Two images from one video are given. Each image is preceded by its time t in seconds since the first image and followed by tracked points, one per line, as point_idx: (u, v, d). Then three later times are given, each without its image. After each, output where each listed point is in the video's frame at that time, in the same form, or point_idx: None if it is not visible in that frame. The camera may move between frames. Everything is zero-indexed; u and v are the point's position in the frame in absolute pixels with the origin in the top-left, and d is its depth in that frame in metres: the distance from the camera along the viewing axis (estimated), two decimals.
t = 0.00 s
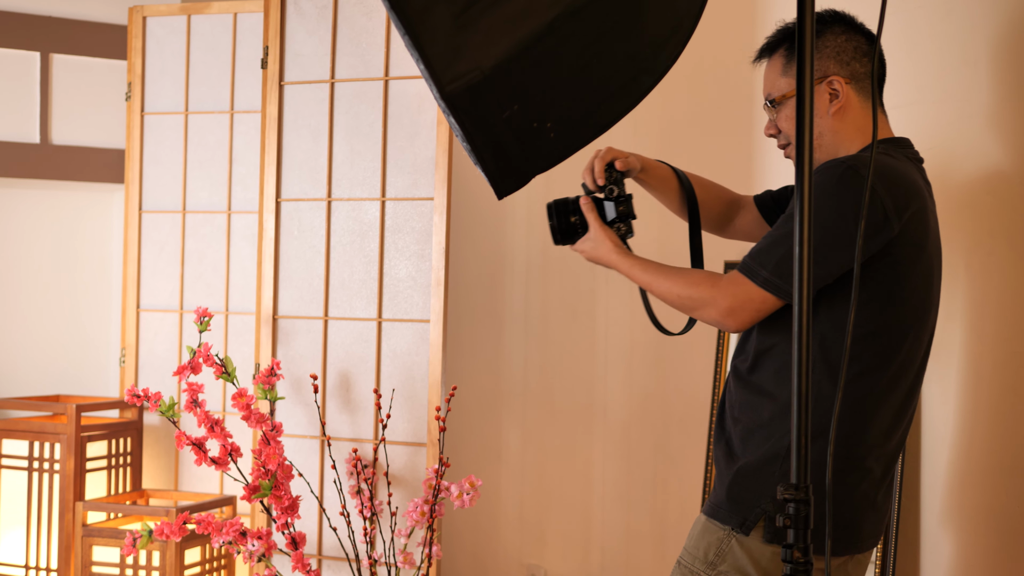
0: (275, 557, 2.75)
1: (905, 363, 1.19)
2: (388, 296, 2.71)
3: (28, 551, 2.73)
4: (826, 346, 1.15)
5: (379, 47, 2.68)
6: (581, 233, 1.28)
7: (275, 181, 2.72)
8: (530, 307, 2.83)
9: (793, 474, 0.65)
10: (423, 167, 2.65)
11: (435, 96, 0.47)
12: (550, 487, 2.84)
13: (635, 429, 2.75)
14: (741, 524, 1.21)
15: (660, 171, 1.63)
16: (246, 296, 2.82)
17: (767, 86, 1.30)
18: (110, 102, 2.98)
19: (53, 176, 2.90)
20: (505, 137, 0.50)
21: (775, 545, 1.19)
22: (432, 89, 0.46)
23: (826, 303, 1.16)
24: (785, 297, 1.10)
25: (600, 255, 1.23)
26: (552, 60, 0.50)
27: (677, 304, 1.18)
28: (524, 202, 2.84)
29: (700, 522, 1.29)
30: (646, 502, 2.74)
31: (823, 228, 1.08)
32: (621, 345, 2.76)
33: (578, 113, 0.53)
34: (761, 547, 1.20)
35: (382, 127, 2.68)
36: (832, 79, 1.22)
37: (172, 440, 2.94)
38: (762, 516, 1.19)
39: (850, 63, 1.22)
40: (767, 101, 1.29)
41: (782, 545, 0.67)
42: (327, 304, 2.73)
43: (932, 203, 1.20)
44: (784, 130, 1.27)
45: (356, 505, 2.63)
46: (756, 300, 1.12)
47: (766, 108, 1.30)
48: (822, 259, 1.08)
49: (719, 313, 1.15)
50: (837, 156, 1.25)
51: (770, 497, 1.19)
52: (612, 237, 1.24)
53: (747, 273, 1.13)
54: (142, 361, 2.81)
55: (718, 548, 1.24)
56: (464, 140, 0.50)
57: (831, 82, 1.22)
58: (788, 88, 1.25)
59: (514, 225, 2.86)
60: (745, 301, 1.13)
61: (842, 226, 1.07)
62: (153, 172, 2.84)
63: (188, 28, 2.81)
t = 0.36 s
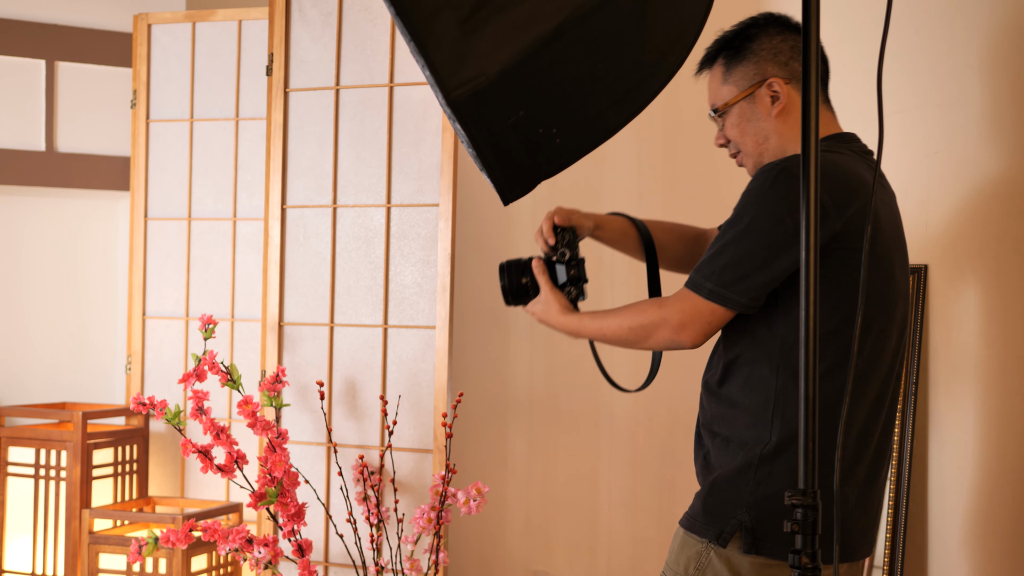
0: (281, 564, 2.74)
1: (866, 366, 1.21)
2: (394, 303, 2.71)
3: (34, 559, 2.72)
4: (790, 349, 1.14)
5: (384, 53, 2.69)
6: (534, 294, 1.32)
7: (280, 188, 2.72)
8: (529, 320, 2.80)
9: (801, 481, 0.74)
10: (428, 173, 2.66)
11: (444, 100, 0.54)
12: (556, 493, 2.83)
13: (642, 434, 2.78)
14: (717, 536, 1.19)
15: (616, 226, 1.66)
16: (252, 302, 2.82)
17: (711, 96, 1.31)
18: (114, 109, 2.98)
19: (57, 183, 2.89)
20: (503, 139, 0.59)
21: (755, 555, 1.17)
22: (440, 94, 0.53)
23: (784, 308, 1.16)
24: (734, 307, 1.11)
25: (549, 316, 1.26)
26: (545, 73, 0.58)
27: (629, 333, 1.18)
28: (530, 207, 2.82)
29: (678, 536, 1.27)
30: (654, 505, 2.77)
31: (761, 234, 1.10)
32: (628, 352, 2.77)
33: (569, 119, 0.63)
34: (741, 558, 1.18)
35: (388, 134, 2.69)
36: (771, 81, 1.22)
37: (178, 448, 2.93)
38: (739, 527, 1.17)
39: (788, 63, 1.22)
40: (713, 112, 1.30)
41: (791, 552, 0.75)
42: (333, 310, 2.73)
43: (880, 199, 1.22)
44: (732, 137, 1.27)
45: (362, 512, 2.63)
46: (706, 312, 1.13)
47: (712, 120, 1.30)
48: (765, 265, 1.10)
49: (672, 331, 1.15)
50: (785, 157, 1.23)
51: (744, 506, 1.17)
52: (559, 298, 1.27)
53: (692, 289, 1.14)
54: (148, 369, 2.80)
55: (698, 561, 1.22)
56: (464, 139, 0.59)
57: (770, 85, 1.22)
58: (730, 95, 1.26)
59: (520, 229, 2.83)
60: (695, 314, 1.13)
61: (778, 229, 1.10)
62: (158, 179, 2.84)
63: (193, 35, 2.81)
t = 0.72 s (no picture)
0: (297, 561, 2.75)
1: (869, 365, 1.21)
2: (409, 300, 2.71)
3: (51, 556, 2.73)
4: (794, 351, 1.14)
5: (399, 51, 2.69)
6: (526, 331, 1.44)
7: (295, 186, 2.73)
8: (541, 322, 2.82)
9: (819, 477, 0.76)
10: (443, 171, 2.66)
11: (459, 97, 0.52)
12: (570, 491, 2.83)
13: (657, 431, 2.78)
14: (729, 538, 1.18)
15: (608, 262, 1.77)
16: (267, 300, 2.82)
17: (685, 116, 1.32)
18: (128, 109, 2.99)
19: (73, 182, 2.90)
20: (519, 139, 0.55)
21: (765, 558, 1.17)
22: (454, 91, 0.52)
23: (783, 311, 1.16)
24: (721, 316, 1.10)
25: (541, 354, 1.37)
26: (564, 68, 0.54)
27: (620, 357, 1.19)
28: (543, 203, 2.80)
29: (688, 537, 1.26)
30: (669, 502, 2.77)
31: (740, 241, 1.11)
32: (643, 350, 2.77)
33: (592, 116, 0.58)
34: (751, 561, 1.17)
35: (402, 131, 2.69)
36: (742, 93, 1.24)
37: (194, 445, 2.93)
38: (750, 529, 1.16)
39: (755, 73, 1.25)
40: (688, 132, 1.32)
41: (808, 549, 0.77)
42: (348, 308, 2.74)
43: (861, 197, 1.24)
44: (712, 154, 1.29)
45: (378, 509, 2.64)
46: (693, 325, 1.13)
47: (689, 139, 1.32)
48: (748, 271, 1.10)
49: (663, 346, 1.15)
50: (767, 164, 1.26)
51: (755, 508, 1.16)
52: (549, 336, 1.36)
53: (678, 302, 1.13)
54: (164, 367, 2.81)
55: (707, 563, 1.21)
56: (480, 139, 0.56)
57: (741, 98, 1.24)
58: (703, 113, 1.28)
59: (534, 225, 2.81)
60: (682, 327, 1.13)
61: (757, 235, 1.10)
62: (174, 178, 2.84)
63: (207, 34, 2.82)
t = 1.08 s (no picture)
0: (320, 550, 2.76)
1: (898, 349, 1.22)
2: (430, 289, 2.71)
3: (75, 545, 2.74)
4: (823, 341, 1.15)
5: (419, 39, 2.69)
6: (541, 333, 1.45)
7: (316, 175, 2.74)
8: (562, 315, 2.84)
9: (840, 463, 0.79)
10: (464, 159, 2.66)
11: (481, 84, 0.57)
12: (592, 482, 2.83)
13: (679, 421, 2.77)
14: (767, 528, 1.18)
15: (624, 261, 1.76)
16: (289, 290, 2.83)
17: (692, 121, 1.36)
18: (150, 100, 2.99)
19: (95, 173, 2.91)
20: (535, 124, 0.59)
21: (802, 545, 1.17)
22: (475, 78, 0.56)
23: (808, 301, 1.17)
24: (736, 311, 1.13)
25: (557, 357, 1.38)
26: (580, 55, 0.59)
27: (638, 356, 1.20)
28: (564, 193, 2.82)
29: (723, 526, 1.27)
30: (690, 492, 2.77)
31: (751, 237, 1.13)
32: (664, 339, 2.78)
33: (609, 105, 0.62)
34: (788, 550, 1.18)
35: (423, 120, 2.69)
36: (746, 93, 1.28)
37: (216, 435, 2.93)
38: (789, 517, 1.17)
39: (757, 72, 1.29)
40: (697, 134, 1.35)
41: (831, 535, 0.80)
42: (369, 297, 2.74)
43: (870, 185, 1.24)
44: (721, 155, 1.33)
45: (400, 497, 2.64)
46: (708, 322, 1.15)
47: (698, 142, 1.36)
48: (762, 266, 1.13)
49: (681, 344, 1.17)
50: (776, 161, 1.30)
51: (794, 496, 1.17)
52: (565, 339, 1.37)
53: (694, 300, 1.16)
54: (186, 357, 2.83)
55: (743, 552, 1.22)
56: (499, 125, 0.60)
57: (745, 97, 1.28)
58: (710, 116, 1.32)
59: (554, 215, 2.81)
60: (698, 325, 1.16)
61: (768, 229, 1.12)
62: (195, 169, 2.85)
63: (228, 24, 2.83)
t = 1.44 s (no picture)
0: (344, 540, 2.77)
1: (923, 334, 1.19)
2: (453, 280, 2.72)
3: (101, 536, 2.76)
4: (847, 330, 1.13)
5: (441, 30, 2.69)
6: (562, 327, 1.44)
7: (339, 166, 2.75)
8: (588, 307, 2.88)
9: (865, 453, 0.80)
10: (486, 149, 2.66)
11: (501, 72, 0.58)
12: (614, 474, 2.86)
13: (701, 412, 2.78)
14: (789, 517, 1.17)
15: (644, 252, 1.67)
16: (312, 282, 2.83)
17: (711, 110, 1.32)
18: (172, 93, 2.99)
19: (119, 166, 2.92)
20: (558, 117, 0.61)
21: (825, 535, 1.16)
22: (497, 66, 0.57)
23: (831, 289, 1.15)
24: (760, 302, 1.11)
25: (578, 350, 1.35)
26: (605, 42, 0.60)
27: (661, 348, 1.18)
28: (586, 182, 2.85)
29: (745, 515, 1.26)
30: (713, 483, 2.77)
31: (774, 227, 1.11)
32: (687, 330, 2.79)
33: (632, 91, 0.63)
34: (810, 539, 1.17)
35: (445, 111, 2.69)
36: (766, 83, 1.24)
37: (240, 426, 2.94)
38: (811, 507, 1.16)
39: (778, 62, 1.25)
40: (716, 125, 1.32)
41: (856, 524, 0.82)
42: (392, 288, 2.75)
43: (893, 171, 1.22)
44: (742, 146, 1.29)
45: (424, 488, 2.65)
46: (732, 314, 1.13)
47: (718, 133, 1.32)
48: (785, 255, 1.11)
49: (705, 336, 1.15)
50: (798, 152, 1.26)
51: (816, 484, 1.16)
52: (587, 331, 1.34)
53: (717, 291, 1.14)
54: (210, 348, 2.84)
55: (765, 541, 1.22)
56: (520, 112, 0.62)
57: (766, 87, 1.24)
58: (729, 106, 1.28)
59: (576, 204, 2.84)
60: (722, 316, 1.14)
61: (791, 219, 1.10)
62: (218, 161, 2.86)
63: (250, 16, 2.83)
